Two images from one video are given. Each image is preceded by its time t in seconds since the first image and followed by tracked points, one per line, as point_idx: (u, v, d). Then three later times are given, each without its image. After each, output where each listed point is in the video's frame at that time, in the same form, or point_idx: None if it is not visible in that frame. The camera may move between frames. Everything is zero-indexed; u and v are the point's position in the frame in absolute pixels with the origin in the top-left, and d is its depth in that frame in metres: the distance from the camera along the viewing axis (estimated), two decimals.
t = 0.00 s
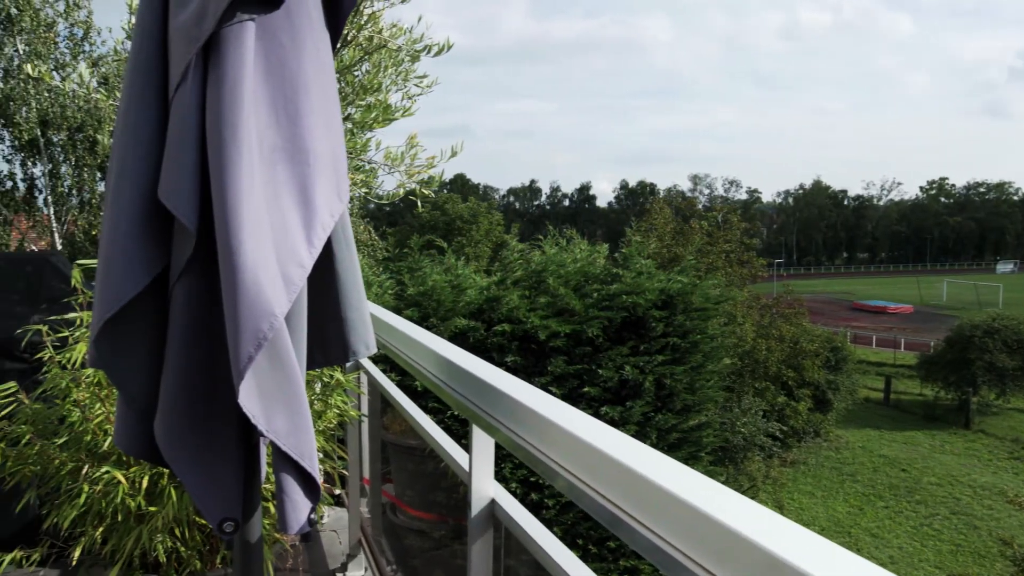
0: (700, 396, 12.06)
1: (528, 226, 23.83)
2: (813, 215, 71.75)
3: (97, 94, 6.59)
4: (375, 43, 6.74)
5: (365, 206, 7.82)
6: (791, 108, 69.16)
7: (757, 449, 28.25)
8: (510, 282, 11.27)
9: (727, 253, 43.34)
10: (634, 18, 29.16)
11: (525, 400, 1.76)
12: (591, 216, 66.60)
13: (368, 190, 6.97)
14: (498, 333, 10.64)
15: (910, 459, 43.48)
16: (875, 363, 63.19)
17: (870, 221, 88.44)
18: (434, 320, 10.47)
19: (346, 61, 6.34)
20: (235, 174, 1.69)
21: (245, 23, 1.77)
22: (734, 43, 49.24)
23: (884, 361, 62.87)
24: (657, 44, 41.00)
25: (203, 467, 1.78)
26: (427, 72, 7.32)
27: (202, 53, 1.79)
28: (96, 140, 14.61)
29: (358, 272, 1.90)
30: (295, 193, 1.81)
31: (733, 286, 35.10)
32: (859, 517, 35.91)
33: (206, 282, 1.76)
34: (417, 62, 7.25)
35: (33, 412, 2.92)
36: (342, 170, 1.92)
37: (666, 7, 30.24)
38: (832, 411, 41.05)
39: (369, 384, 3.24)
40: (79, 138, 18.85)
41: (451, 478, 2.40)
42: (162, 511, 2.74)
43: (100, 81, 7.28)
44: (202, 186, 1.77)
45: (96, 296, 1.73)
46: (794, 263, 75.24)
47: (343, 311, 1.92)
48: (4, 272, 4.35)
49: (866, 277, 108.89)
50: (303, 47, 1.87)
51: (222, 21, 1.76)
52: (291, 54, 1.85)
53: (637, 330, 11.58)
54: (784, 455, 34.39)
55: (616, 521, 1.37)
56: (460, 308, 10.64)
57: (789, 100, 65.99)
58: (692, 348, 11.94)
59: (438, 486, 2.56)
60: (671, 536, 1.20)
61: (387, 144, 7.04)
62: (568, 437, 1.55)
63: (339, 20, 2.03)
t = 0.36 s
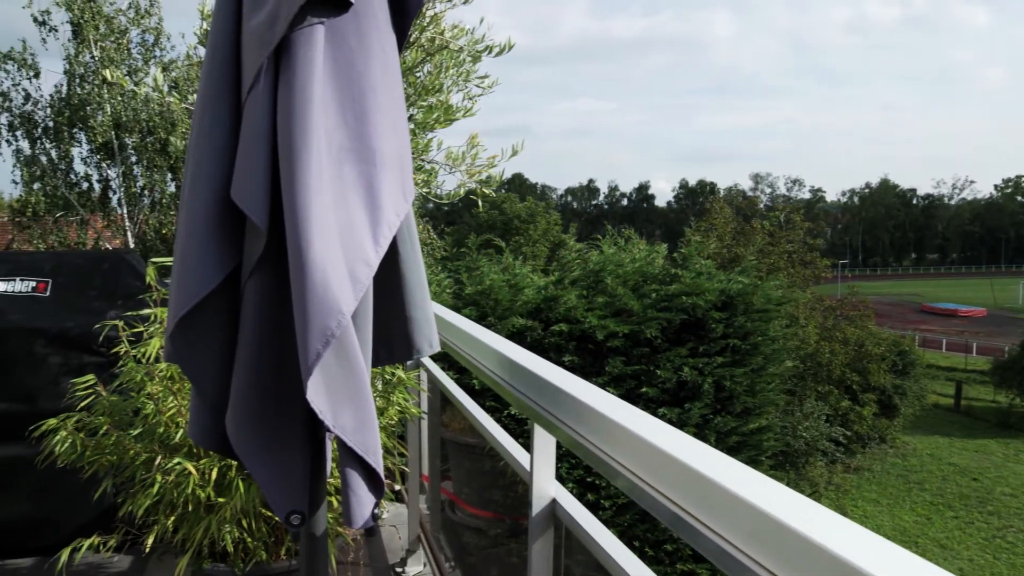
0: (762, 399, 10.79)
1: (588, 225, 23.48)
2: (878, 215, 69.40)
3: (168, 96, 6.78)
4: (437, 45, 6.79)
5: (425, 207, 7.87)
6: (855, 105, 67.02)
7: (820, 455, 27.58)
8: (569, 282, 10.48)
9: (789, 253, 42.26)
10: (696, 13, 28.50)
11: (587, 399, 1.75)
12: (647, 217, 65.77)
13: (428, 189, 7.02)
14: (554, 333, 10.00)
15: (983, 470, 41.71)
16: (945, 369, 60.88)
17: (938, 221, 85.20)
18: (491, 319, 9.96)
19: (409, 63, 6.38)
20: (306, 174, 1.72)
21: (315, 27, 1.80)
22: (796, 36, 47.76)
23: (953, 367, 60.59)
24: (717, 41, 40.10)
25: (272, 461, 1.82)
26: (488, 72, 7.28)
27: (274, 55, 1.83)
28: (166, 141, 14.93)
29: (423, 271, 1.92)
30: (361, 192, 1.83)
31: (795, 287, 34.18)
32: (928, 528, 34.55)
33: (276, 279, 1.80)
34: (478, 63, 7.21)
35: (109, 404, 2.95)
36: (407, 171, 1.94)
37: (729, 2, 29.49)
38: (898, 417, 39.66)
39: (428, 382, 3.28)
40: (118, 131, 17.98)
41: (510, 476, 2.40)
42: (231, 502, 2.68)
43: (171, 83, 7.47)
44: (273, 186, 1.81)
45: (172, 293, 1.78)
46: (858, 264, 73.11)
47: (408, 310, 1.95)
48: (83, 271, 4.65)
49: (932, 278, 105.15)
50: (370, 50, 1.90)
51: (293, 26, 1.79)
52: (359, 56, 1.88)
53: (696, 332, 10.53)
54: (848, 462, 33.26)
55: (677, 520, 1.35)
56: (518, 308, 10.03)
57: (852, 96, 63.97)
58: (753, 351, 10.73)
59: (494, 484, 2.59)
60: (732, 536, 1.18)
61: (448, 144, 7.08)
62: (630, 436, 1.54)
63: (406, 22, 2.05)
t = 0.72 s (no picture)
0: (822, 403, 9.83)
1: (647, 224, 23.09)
2: (943, 215, 66.95)
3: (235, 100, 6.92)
4: (495, 45, 6.85)
5: (481, 207, 7.90)
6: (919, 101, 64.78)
7: (883, 461, 26.70)
8: (624, 282, 9.61)
9: (851, 254, 41.01)
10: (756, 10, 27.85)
11: (647, 399, 1.74)
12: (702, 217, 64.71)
13: (485, 189, 7.05)
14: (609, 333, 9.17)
15: None
16: (1015, 375, 58.40)
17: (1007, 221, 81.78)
18: (546, 320, 9.13)
19: (468, 63, 6.45)
20: (372, 172, 1.75)
21: (379, 29, 1.82)
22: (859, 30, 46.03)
23: None
24: (777, 37, 39.13)
25: (336, 456, 1.85)
26: (547, 71, 7.30)
27: (339, 57, 1.86)
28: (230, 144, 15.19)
29: (483, 271, 1.93)
30: (423, 193, 1.85)
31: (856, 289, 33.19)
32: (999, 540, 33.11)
33: (340, 278, 1.83)
34: (536, 63, 7.19)
35: (177, 398, 3.04)
36: (469, 171, 1.95)
37: None
38: (966, 425, 38.14)
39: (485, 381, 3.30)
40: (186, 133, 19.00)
41: (567, 476, 2.39)
42: (293, 496, 2.64)
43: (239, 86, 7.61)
44: (339, 185, 1.84)
45: (241, 290, 1.82)
46: (922, 266, 70.63)
47: (469, 309, 1.95)
48: (148, 269, 4.77)
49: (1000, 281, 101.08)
50: (433, 50, 1.92)
51: (359, 28, 1.82)
52: (422, 57, 1.89)
53: (755, 332, 9.61)
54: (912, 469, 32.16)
55: (738, 523, 1.33)
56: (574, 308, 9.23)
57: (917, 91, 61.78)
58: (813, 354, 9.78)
59: (548, 484, 2.59)
60: (795, 538, 1.15)
61: (506, 145, 7.10)
62: (689, 436, 1.52)
63: (468, 22, 2.07)
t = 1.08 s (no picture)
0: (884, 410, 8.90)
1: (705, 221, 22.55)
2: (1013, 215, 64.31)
3: (297, 102, 7.00)
4: (552, 44, 6.86)
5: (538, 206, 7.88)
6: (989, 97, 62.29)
7: (950, 470, 25.77)
8: (679, 283, 9.25)
9: (915, 255, 39.69)
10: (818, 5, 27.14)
11: (706, 401, 1.71)
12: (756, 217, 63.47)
13: (542, 188, 7.13)
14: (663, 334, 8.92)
15: None
16: None
17: None
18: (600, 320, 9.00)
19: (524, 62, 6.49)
20: (432, 172, 1.76)
21: (440, 31, 1.84)
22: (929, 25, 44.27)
23: None
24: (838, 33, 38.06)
25: (396, 454, 1.87)
26: (604, 70, 7.24)
27: (402, 59, 1.88)
28: (291, 146, 15.40)
29: (542, 271, 1.93)
30: (483, 193, 1.86)
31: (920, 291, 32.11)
32: None
33: (401, 277, 1.85)
34: (593, 61, 7.17)
35: (240, 393, 3.10)
36: (528, 171, 1.95)
37: None
38: None
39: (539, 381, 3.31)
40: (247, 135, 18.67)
41: (622, 477, 2.38)
42: (351, 490, 2.67)
43: (303, 89, 7.73)
44: (401, 185, 1.86)
45: (305, 288, 1.86)
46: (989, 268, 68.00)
47: (527, 309, 1.96)
48: (210, 269, 4.81)
49: None
50: (494, 51, 1.93)
51: (421, 30, 1.84)
52: (483, 57, 1.90)
53: (812, 334, 8.72)
54: (979, 478, 31.06)
55: (800, 526, 1.30)
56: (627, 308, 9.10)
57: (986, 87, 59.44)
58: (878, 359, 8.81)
59: (600, 484, 2.59)
60: (860, 542, 1.12)
61: (562, 144, 7.14)
62: (748, 436, 1.50)
63: (528, 22, 2.07)
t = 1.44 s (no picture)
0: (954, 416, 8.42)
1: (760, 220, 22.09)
2: None
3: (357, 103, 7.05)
4: (612, 43, 6.88)
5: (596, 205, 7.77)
6: None
7: None
8: (738, 283, 8.90)
9: (986, 257, 38.04)
10: None
11: (768, 401, 1.69)
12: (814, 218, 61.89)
13: (600, 187, 7.11)
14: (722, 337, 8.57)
15: None
16: None
17: None
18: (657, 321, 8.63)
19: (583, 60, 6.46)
20: (493, 172, 1.77)
21: (504, 30, 1.84)
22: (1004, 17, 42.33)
23: None
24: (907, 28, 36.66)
25: (456, 452, 1.88)
26: (663, 68, 7.16)
27: (465, 59, 1.89)
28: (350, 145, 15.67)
29: (603, 271, 1.93)
30: (544, 193, 1.86)
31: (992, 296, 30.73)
32: None
33: (464, 276, 1.86)
34: (653, 60, 7.11)
35: (303, 389, 3.17)
36: (590, 172, 1.94)
37: None
38: None
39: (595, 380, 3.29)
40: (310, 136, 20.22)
41: (680, 479, 2.34)
42: (411, 488, 2.67)
43: (365, 89, 7.84)
44: (462, 184, 1.87)
45: (368, 287, 1.88)
46: None
47: (588, 309, 1.95)
48: (273, 267, 4.73)
49: None
50: (556, 51, 1.92)
51: (484, 30, 1.84)
52: (545, 57, 1.91)
53: (877, 338, 8.46)
54: None
55: (864, 531, 1.27)
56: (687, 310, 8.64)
57: None
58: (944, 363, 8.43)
59: (657, 487, 2.56)
60: (924, 546, 1.08)
61: (621, 144, 7.17)
62: (807, 436, 1.47)
63: (591, 21, 2.07)
